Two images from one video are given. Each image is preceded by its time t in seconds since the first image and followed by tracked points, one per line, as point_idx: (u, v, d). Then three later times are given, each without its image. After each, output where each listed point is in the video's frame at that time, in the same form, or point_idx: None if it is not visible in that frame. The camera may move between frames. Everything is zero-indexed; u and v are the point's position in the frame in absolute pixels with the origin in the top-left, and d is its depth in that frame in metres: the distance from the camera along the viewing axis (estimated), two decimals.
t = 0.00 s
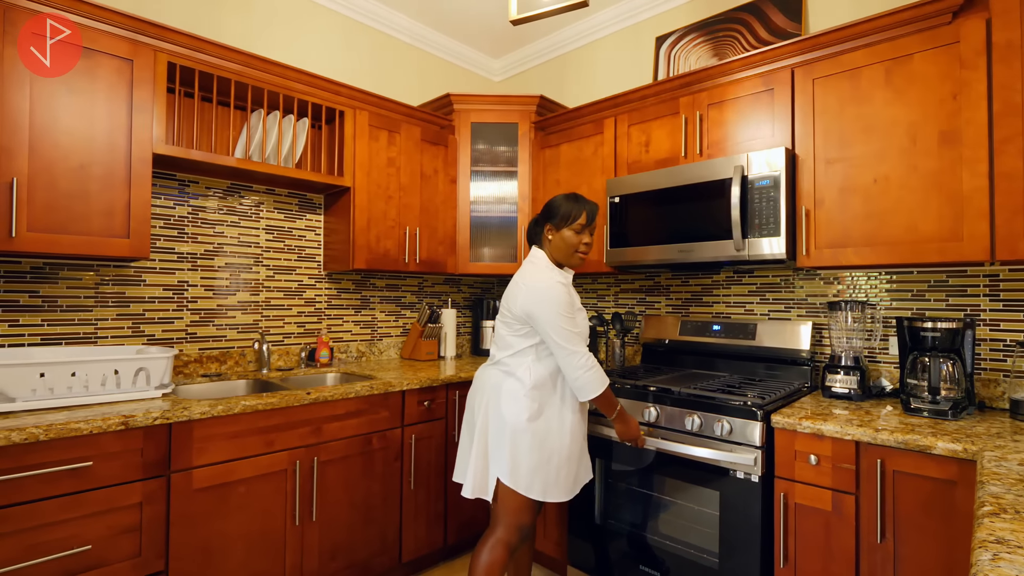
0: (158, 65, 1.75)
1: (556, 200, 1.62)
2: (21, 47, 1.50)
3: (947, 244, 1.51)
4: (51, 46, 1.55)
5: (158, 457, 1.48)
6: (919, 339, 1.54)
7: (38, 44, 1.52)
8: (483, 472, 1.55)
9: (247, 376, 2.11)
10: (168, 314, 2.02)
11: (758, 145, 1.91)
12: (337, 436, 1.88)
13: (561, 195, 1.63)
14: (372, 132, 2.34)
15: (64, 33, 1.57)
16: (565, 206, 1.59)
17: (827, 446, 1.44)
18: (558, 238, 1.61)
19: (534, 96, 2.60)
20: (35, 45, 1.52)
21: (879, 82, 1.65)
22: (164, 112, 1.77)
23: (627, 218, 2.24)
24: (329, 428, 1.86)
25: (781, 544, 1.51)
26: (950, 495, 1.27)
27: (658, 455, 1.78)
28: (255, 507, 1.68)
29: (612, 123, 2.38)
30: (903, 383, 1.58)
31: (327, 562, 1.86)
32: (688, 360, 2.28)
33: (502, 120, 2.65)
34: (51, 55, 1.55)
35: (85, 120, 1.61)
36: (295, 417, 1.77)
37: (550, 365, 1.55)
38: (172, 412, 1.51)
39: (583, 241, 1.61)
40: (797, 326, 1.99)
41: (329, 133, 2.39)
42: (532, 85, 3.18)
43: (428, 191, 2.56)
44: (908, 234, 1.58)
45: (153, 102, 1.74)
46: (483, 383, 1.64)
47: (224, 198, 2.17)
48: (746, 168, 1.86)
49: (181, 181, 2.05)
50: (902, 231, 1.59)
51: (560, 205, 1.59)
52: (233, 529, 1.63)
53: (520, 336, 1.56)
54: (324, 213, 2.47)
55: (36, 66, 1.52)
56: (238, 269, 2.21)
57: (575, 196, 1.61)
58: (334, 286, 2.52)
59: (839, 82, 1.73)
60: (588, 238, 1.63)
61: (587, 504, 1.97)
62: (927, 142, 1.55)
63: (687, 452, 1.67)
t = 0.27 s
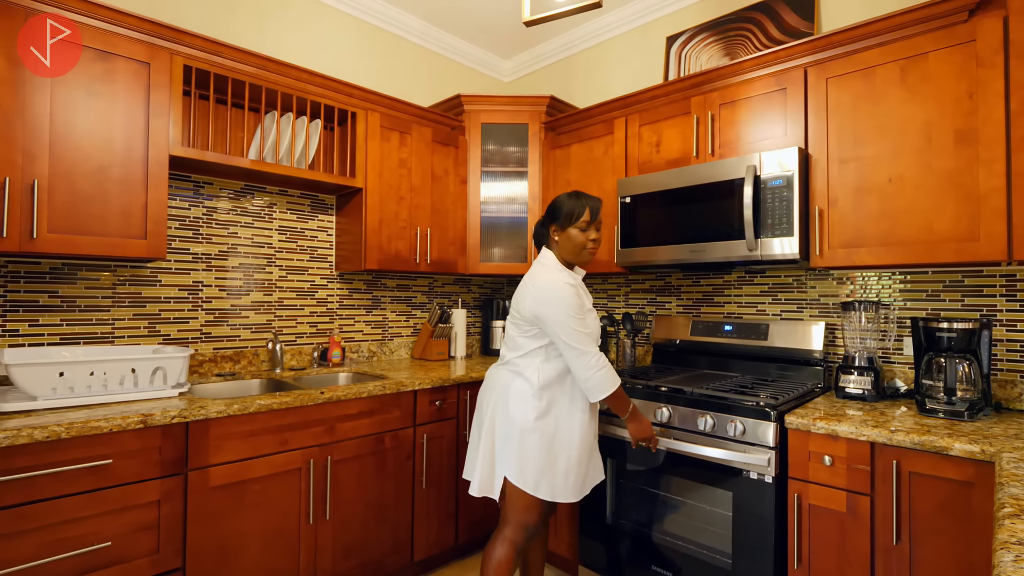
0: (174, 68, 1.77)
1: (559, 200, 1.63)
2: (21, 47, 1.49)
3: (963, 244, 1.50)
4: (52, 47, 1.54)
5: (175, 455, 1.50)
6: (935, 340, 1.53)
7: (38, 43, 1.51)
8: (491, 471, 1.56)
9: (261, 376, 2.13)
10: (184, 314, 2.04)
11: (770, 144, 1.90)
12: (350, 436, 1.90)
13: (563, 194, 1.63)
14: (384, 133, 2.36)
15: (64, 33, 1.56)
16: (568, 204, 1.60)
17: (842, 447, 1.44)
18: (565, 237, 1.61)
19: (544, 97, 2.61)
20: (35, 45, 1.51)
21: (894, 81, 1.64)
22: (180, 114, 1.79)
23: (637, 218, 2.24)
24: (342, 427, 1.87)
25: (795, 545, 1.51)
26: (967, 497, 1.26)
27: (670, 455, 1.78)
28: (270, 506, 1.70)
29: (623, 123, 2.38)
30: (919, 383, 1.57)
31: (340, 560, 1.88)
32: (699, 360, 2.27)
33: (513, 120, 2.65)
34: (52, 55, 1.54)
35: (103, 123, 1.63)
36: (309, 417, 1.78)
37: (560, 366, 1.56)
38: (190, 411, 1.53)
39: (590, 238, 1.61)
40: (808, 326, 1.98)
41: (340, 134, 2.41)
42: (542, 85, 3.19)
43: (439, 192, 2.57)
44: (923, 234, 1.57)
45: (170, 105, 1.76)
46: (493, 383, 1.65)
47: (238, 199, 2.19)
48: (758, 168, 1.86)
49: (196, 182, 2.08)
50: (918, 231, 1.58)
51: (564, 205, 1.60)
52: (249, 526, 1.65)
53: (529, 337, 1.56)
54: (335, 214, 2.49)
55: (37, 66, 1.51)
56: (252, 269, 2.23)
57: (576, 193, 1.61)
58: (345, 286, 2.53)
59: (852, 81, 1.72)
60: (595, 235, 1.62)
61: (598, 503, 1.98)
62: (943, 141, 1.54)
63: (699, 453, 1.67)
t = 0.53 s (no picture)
0: (189, 73, 1.80)
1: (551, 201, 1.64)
2: (21, 47, 1.49)
3: (977, 245, 1.49)
4: (52, 47, 1.53)
5: (191, 454, 1.52)
6: (948, 341, 1.52)
7: (38, 44, 1.51)
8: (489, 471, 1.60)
9: (274, 376, 2.15)
10: (197, 314, 2.06)
11: (781, 145, 1.90)
12: (362, 436, 1.91)
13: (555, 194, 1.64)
14: (395, 135, 2.37)
15: (64, 33, 1.55)
16: (555, 205, 1.60)
17: (854, 449, 1.43)
18: (554, 238, 1.62)
19: (554, 98, 2.61)
20: (35, 45, 1.50)
21: (907, 81, 1.63)
22: (195, 118, 1.82)
23: (646, 219, 2.24)
24: (354, 427, 1.89)
25: (807, 547, 1.50)
26: (981, 500, 1.25)
27: (681, 456, 1.78)
28: (283, 505, 1.72)
29: (633, 124, 2.38)
30: (932, 385, 1.57)
31: (352, 559, 1.89)
32: (710, 362, 2.27)
33: (522, 122, 2.66)
34: (52, 55, 1.53)
35: (120, 127, 1.65)
36: (321, 417, 1.80)
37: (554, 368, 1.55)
38: (205, 411, 1.55)
39: (576, 237, 1.59)
40: (819, 327, 1.97)
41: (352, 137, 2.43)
42: (551, 86, 3.19)
43: (449, 193, 2.58)
44: (936, 235, 1.56)
45: (184, 108, 1.78)
46: (495, 383, 1.68)
47: (251, 201, 2.21)
48: (769, 169, 1.85)
49: (210, 185, 2.10)
50: (931, 232, 1.57)
51: (551, 205, 1.60)
52: (263, 525, 1.67)
53: (524, 338, 1.57)
54: (347, 215, 2.51)
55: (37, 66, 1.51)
56: (265, 270, 2.25)
57: (565, 192, 1.60)
58: (356, 287, 2.55)
59: (865, 82, 1.71)
60: (585, 233, 1.60)
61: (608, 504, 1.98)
62: (956, 141, 1.53)
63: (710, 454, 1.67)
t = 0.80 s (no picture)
0: (204, 76, 1.82)
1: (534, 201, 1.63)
2: (22, 47, 1.49)
3: (995, 245, 1.47)
4: (52, 47, 1.53)
5: (206, 453, 1.54)
6: (966, 343, 1.50)
7: (38, 44, 1.51)
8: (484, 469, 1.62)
9: (286, 376, 2.17)
10: (211, 315, 2.09)
11: (794, 145, 1.88)
12: (373, 436, 1.92)
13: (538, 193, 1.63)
14: (405, 137, 2.39)
15: (64, 33, 1.55)
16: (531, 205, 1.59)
17: (869, 452, 1.42)
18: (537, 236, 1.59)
19: (564, 99, 2.62)
20: (35, 45, 1.50)
21: (922, 80, 1.61)
22: (209, 121, 1.84)
23: (657, 220, 2.24)
24: (365, 427, 1.90)
25: (821, 551, 1.49)
26: (1000, 504, 1.23)
27: (693, 458, 1.77)
28: (296, 504, 1.73)
29: (643, 124, 2.37)
30: (948, 388, 1.54)
31: (364, 557, 1.91)
32: (721, 363, 2.26)
33: (532, 122, 2.66)
34: (52, 55, 1.53)
35: (136, 131, 1.68)
36: (333, 417, 1.82)
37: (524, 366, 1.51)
38: (220, 410, 1.57)
39: (549, 232, 1.54)
40: (833, 329, 1.95)
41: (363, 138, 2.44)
42: (561, 87, 3.19)
43: (459, 194, 2.59)
44: (953, 235, 1.54)
45: (199, 112, 1.81)
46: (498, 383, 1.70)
47: (263, 203, 2.23)
48: (782, 169, 1.84)
49: (224, 187, 2.13)
50: (947, 232, 1.55)
51: (528, 205, 1.60)
52: (276, 523, 1.69)
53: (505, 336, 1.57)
54: (358, 217, 2.52)
55: (37, 67, 1.51)
56: (277, 271, 2.27)
57: (540, 189, 1.59)
58: (367, 288, 2.57)
59: (879, 80, 1.69)
60: (563, 225, 1.55)
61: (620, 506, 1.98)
62: (973, 140, 1.51)
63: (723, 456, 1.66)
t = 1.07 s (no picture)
0: (225, 80, 1.85)
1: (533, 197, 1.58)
2: (21, 47, 1.48)
3: None
4: (52, 47, 1.52)
5: (227, 451, 1.57)
6: (999, 345, 1.45)
7: (38, 44, 1.50)
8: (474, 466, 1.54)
9: (305, 376, 2.19)
10: (232, 315, 2.12)
11: (817, 141, 1.84)
12: (390, 435, 1.93)
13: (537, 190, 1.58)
14: (422, 138, 2.40)
15: (64, 33, 1.54)
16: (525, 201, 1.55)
17: (896, 457, 1.38)
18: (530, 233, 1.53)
19: (581, 98, 2.60)
20: (35, 45, 1.50)
21: (952, 73, 1.55)
22: (230, 124, 1.87)
23: (676, 219, 2.20)
24: (382, 427, 1.91)
25: (847, 559, 1.45)
26: None
27: (713, 461, 1.75)
28: (314, 502, 1.75)
29: (662, 122, 2.34)
30: (981, 392, 1.49)
31: (381, 556, 1.92)
32: (742, 364, 2.22)
33: (548, 122, 2.65)
34: (52, 55, 1.52)
35: (160, 135, 1.72)
36: (351, 416, 1.83)
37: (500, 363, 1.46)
38: (241, 409, 1.59)
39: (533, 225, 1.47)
40: (858, 330, 1.90)
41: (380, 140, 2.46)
42: (578, 86, 3.17)
43: (476, 195, 2.59)
44: (985, 233, 1.49)
45: (220, 115, 1.84)
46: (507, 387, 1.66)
47: (283, 204, 2.26)
48: (805, 166, 1.80)
49: (244, 189, 2.16)
50: (979, 230, 1.49)
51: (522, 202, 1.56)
52: (295, 522, 1.71)
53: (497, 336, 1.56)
54: (375, 218, 2.54)
55: (38, 67, 1.50)
56: (296, 272, 2.30)
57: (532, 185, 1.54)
58: (385, 288, 2.58)
59: (907, 73, 1.64)
60: (546, 226, 1.46)
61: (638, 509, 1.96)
62: (1007, 135, 1.45)
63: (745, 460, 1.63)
